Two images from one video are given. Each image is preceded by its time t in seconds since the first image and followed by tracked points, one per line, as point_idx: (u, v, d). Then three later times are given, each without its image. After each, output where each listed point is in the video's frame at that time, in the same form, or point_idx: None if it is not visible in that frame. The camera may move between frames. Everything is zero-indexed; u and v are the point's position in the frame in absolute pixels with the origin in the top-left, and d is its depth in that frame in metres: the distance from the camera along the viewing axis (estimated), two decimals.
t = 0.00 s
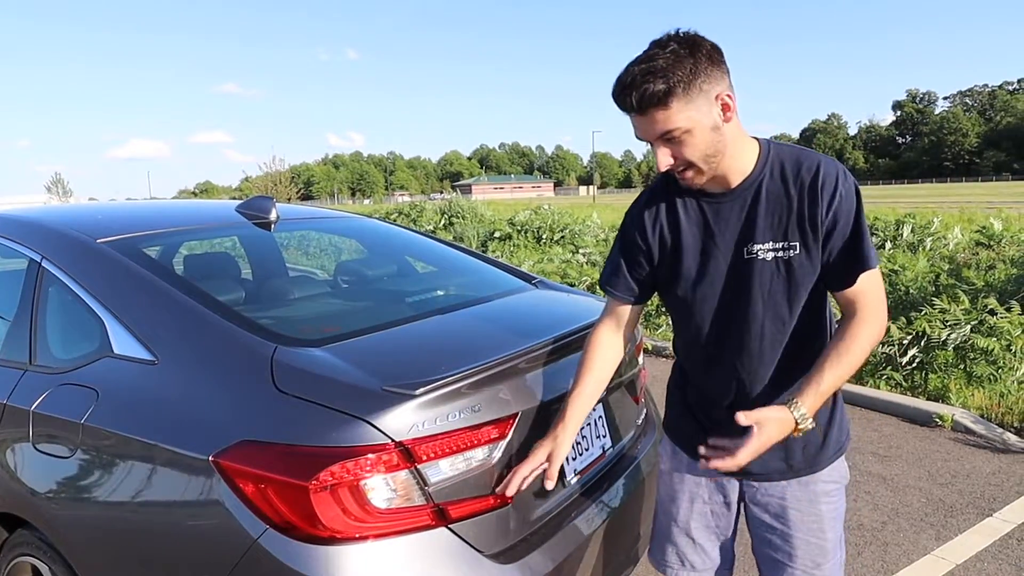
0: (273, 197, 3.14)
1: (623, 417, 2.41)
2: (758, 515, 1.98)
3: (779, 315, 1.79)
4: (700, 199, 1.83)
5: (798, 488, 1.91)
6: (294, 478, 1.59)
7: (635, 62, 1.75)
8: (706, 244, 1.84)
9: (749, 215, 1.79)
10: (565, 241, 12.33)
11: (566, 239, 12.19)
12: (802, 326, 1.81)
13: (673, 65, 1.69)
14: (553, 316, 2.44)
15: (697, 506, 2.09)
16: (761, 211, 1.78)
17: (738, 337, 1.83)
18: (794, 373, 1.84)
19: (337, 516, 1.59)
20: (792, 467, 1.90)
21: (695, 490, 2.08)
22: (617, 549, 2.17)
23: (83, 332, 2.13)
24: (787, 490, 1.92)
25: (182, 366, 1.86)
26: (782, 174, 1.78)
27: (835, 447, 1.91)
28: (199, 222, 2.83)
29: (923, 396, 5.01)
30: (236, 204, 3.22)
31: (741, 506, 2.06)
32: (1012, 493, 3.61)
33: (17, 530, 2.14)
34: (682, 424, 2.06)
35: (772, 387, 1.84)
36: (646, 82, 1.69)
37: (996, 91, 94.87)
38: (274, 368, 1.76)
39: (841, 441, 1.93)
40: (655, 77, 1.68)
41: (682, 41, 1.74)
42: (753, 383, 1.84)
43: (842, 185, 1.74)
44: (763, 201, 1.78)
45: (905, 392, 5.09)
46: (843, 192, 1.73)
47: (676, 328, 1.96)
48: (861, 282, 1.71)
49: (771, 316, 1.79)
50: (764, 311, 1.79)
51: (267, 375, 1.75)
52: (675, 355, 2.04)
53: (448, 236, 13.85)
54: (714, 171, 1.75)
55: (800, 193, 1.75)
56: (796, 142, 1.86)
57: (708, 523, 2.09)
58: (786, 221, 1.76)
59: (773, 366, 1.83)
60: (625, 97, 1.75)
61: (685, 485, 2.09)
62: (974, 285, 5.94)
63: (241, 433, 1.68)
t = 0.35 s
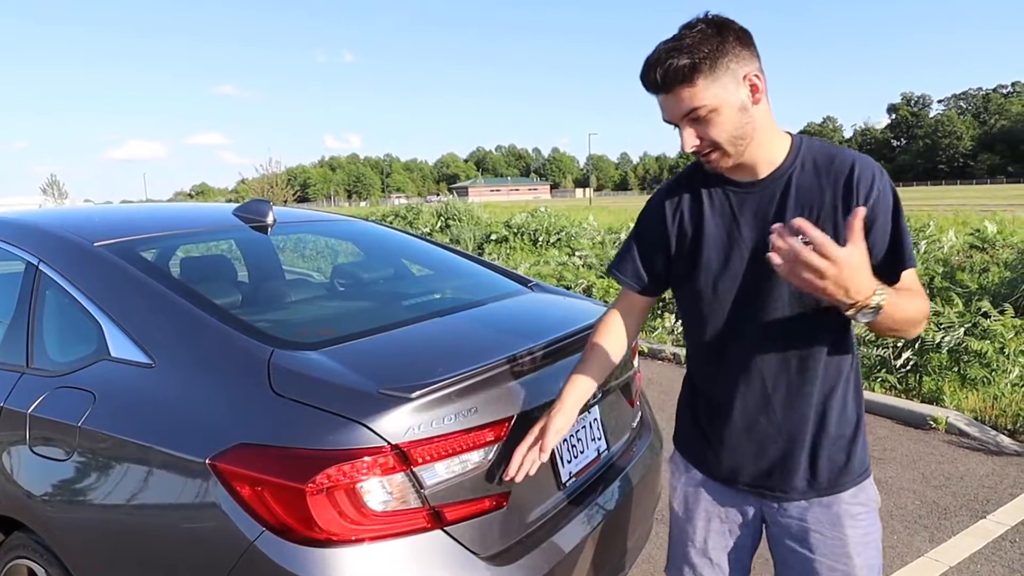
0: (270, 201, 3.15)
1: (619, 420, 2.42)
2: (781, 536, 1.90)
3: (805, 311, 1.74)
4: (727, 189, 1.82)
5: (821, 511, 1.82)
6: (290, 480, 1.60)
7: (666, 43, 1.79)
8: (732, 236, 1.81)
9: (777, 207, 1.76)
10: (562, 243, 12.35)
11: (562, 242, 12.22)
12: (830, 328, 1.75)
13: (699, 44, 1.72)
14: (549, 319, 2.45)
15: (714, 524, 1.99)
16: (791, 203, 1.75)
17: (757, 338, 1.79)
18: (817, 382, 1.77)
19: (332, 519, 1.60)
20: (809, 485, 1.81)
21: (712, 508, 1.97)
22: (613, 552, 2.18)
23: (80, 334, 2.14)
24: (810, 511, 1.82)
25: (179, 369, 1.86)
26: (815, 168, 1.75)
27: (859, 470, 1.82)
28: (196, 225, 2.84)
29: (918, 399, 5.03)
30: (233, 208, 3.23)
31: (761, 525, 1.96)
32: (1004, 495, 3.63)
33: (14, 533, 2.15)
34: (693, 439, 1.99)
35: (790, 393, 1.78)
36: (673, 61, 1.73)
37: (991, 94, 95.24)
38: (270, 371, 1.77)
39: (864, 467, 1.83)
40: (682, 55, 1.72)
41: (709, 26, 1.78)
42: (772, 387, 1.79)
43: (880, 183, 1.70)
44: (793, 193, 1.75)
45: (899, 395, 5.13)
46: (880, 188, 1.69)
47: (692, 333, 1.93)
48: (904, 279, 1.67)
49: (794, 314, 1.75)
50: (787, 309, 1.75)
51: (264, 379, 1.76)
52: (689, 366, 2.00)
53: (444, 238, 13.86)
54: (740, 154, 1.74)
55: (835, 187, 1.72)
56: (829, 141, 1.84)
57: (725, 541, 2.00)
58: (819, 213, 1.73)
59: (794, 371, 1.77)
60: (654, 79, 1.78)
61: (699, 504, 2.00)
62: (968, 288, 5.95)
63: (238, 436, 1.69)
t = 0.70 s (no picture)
0: (249, 201, 3.14)
1: (596, 420, 2.44)
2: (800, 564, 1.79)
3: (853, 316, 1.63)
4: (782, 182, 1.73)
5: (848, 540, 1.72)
6: (265, 480, 1.61)
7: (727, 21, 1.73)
8: (781, 231, 1.72)
9: (831, 202, 1.66)
10: (546, 244, 12.38)
11: (547, 243, 12.25)
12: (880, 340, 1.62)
13: (759, 20, 1.65)
14: (527, 319, 2.47)
15: (727, 548, 1.87)
16: (848, 198, 1.65)
17: (801, 343, 1.68)
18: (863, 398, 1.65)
19: (307, 518, 1.60)
20: (843, 511, 1.70)
21: (733, 530, 1.87)
22: (589, 550, 2.20)
23: (56, 335, 2.13)
24: (835, 543, 1.73)
25: (156, 370, 1.86)
26: (880, 164, 1.65)
27: (897, 502, 1.70)
28: (174, 225, 2.83)
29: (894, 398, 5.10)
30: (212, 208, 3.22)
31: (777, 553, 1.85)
32: (977, 493, 3.70)
33: None
34: (722, 450, 1.90)
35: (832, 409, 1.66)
36: (730, 36, 1.67)
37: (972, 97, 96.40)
38: (246, 372, 1.78)
39: (904, 505, 1.71)
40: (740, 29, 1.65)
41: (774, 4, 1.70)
42: (812, 400, 1.68)
43: (949, 186, 1.58)
44: (851, 189, 1.65)
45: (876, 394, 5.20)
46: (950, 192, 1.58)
47: (733, 335, 1.83)
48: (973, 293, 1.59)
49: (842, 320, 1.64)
50: (833, 310, 1.65)
51: (241, 380, 1.76)
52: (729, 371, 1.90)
53: (429, 239, 13.84)
54: (794, 138, 1.65)
55: (900, 185, 1.61)
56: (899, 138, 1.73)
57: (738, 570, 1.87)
58: (880, 211, 1.62)
59: (838, 385, 1.65)
60: (712, 56, 1.72)
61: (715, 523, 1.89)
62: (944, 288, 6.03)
63: (214, 436, 1.69)
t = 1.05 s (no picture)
0: (214, 203, 3.13)
1: (559, 422, 2.48)
2: None
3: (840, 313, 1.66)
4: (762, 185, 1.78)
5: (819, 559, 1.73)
6: (223, 484, 1.62)
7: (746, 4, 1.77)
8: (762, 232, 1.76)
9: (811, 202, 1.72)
10: (520, 247, 12.42)
11: (521, 245, 12.30)
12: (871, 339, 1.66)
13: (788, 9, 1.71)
14: (491, 322, 2.50)
15: (706, 564, 1.89)
16: (828, 199, 1.70)
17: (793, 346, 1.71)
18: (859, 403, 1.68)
19: (266, 522, 1.61)
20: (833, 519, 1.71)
21: (712, 547, 1.88)
22: (551, 551, 2.23)
23: (15, 339, 2.11)
24: (808, 560, 1.74)
25: (116, 374, 1.86)
26: (857, 166, 1.71)
27: (887, 509, 1.71)
28: (138, 227, 2.81)
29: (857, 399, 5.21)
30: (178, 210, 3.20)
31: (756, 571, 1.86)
32: (933, 491, 3.80)
33: None
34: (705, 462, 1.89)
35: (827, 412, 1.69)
36: (763, 11, 1.69)
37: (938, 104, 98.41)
38: (207, 376, 1.78)
39: (894, 519, 1.72)
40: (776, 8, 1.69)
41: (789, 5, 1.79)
42: (803, 402, 1.71)
43: (926, 185, 1.65)
44: (829, 191, 1.70)
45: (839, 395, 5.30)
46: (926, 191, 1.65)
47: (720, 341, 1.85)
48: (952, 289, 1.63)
49: (832, 321, 1.67)
50: (814, 306, 1.68)
51: (201, 384, 1.76)
52: (711, 383, 1.93)
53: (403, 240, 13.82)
54: (796, 130, 1.70)
55: (877, 185, 1.68)
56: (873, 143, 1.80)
57: None
58: (859, 210, 1.67)
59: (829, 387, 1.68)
60: (735, 28, 1.72)
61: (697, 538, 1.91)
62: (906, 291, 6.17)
63: (173, 440, 1.69)
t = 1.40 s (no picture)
0: (209, 205, 3.15)
1: (551, 422, 2.50)
2: None
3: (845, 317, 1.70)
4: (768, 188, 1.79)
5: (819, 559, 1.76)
6: (216, 482, 1.64)
7: None
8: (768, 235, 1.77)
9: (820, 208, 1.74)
10: (518, 249, 12.43)
11: (518, 247, 12.31)
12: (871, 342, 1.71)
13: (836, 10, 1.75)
14: (484, 323, 2.52)
15: (704, 566, 1.91)
16: (837, 205, 1.72)
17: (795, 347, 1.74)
18: (858, 406, 1.71)
19: (259, 520, 1.64)
20: (832, 519, 1.73)
21: (711, 549, 1.90)
22: (542, 550, 2.25)
23: (11, 339, 2.13)
24: (807, 560, 1.77)
25: (112, 373, 1.88)
26: (862, 173, 1.74)
27: (887, 510, 1.74)
28: (134, 228, 2.83)
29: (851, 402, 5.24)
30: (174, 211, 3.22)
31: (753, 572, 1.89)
32: (924, 494, 3.82)
33: None
34: (701, 465, 1.90)
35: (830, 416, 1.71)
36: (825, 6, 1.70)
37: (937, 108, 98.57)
38: (201, 377, 1.80)
39: (893, 519, 1.75)
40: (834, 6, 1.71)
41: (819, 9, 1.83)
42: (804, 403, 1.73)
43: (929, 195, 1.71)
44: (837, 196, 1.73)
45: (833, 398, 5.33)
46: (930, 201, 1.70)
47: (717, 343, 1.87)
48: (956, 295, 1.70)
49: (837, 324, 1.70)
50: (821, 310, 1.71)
51: (195, 384, 1.78)
52: (704, 387, 1.94)
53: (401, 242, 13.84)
54: (825, 129, 1.73)
55: (884, 193, 1.71)
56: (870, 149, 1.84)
57: None
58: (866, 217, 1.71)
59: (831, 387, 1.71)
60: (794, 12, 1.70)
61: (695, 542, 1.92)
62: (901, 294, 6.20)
63: (167, 438, 1.72)
